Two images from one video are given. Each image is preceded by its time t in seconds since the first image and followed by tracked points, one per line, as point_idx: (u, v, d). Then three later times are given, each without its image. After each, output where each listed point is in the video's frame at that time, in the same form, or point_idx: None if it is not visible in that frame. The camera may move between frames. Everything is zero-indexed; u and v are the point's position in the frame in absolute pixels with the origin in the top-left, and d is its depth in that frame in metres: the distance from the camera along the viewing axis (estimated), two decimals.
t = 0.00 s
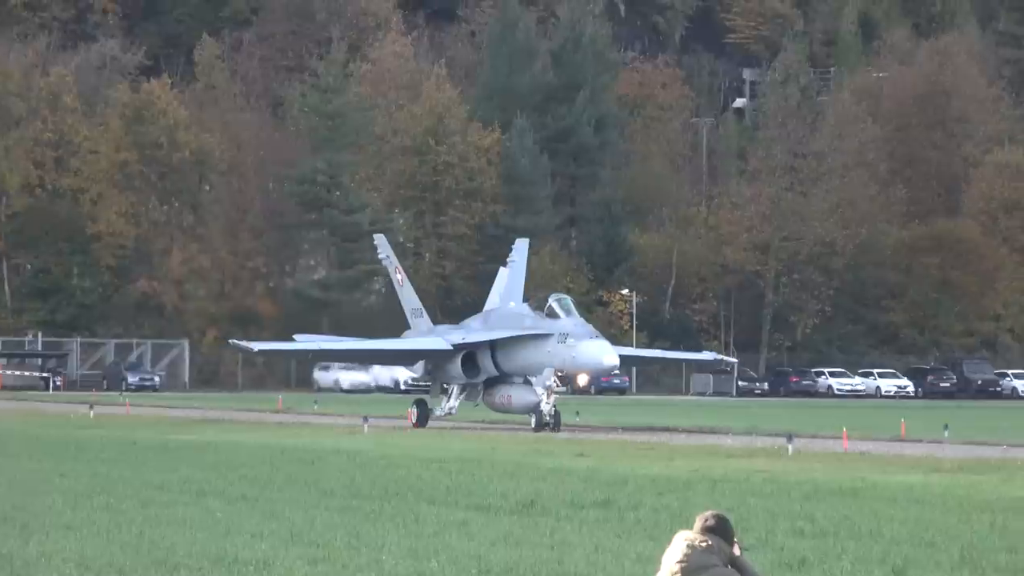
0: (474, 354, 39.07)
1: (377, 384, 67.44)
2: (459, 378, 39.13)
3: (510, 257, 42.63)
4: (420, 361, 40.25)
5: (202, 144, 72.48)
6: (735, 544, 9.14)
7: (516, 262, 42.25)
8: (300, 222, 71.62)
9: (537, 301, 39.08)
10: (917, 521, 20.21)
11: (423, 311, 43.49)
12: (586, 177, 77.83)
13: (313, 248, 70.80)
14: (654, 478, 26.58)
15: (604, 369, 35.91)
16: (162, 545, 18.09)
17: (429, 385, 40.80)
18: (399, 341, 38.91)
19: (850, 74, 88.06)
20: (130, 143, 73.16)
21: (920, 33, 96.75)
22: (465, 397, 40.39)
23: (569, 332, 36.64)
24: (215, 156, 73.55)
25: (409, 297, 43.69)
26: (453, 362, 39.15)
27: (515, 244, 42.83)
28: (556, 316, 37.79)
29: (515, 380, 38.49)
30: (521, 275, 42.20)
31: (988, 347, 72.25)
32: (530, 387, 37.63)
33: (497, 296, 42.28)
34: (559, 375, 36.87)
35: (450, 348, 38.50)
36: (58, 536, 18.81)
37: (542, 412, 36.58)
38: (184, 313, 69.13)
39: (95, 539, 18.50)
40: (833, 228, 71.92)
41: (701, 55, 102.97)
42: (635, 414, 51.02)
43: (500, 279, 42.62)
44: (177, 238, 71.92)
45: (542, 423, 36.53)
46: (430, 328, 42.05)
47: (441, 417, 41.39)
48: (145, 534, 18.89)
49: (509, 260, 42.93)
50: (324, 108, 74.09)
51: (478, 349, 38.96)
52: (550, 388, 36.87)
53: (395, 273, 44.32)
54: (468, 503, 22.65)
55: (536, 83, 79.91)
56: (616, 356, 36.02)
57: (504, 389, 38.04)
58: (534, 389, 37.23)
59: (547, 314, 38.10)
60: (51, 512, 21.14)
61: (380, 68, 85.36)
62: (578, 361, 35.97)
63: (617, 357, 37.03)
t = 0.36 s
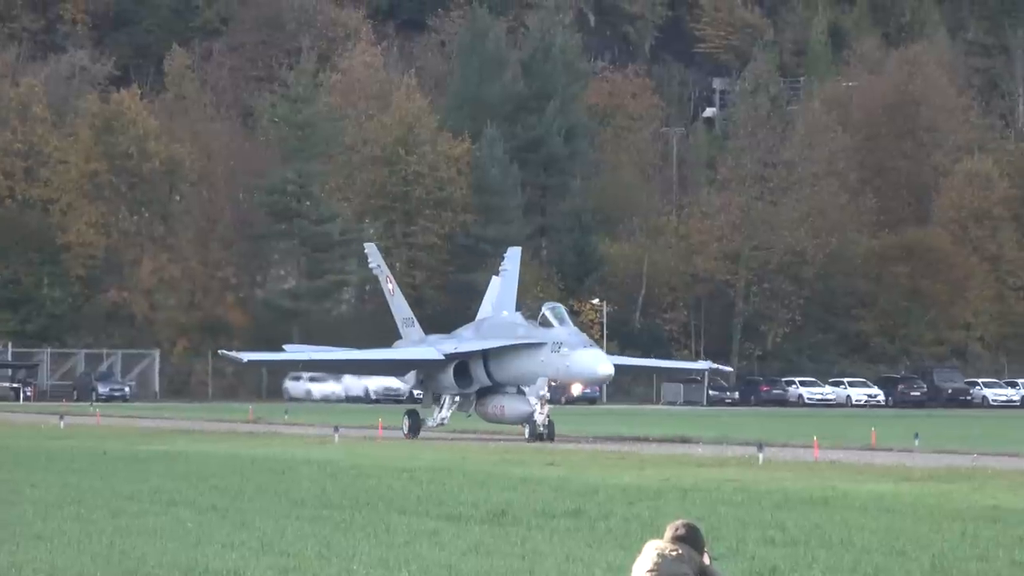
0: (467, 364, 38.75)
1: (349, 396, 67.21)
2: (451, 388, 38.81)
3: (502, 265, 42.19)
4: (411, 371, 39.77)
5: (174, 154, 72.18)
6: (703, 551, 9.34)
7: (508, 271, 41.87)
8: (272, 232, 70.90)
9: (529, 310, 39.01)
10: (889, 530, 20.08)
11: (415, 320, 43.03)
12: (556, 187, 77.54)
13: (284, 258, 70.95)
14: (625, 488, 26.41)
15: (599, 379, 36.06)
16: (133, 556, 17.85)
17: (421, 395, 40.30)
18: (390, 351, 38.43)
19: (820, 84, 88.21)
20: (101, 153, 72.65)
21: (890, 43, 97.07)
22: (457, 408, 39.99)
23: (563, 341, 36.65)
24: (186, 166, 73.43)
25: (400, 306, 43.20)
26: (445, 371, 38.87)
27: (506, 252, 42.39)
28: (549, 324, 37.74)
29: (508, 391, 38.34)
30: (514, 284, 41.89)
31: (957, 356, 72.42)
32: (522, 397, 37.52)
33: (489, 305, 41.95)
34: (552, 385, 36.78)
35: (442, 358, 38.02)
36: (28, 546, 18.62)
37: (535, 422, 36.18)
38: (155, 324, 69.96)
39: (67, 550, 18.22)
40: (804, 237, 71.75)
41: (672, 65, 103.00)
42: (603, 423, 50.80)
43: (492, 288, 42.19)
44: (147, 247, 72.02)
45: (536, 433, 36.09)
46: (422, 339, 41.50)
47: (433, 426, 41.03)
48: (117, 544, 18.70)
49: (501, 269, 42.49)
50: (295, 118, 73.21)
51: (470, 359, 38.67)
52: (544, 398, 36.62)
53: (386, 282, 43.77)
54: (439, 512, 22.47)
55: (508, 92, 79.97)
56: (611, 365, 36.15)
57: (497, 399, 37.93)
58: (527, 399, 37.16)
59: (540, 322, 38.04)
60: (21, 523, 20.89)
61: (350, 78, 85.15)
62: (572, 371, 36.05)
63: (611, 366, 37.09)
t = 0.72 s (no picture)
0: (460, 368, 38.62)
1: (320, 401, 66.86)
2: (444, 394, 38.73)
3: (496, 268, 42.09)
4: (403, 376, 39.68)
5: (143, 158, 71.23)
6: (673, 554, 9.37)
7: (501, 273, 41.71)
8: (242, 237, 70.64)
9: (523, 314, 38.80)
10: (860, 534, 19.96)
11: (407, 324, 42.92)
12: (526, 192, 77.72)
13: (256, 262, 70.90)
14: (595, 492, 26.29)
15: (595, 384, 35.48)
16: (101, 561, 17.56)
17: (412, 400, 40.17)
18: (382, 356, 38.43)
19: (790, 88, 88.41)
20: (71, 157, 71.92)
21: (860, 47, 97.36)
22: (450, 412, 39.89)
23: (557, 344, 36.25)
24: (156, 170, 72.56)
25: (393, 310, 43.11)
26: (437, 376, 38.77)
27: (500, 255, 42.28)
28: (544, 328, 37.43)
29: (502, 395, 38.06)
30: (506, 288, 41.81)
31: (927, 360, 72.38)
32: (516, 402, 37.22)
33: (483, 309, 41.78)
34: (546, 390, 36.57)
35: (434, 363, 38.00)
36: None
37: (529, 427, 35.90)
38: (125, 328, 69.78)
39: (36, 554, 18.01)
40: (775, 241, 72.02)
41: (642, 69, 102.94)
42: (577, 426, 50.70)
43: (485, 291, 42.08)
44: (117, 251, 71.15)
45: (530, 437, 35.82)
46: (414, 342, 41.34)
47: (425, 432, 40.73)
48: (86, 549, 18.48)
49: (494, 272, 42.39)
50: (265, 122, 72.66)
51: (463, 363, 38.54)
52: (538, 403, 36.46)
53: (378, 286, 43.58)
54: (410, 516, 22.28)
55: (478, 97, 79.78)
56: (606, 369, 35.60)
57: (489, 404, 37.56)
58: (521, 404, 36.74)
59: (535, 327, 37.77)
60: None
61: (320, 82, 84.95)
62: (567, 376, 35.54)
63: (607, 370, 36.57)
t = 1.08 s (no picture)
0: (452, 368, 38.28)
1: (290, 402, 66.51)
2: (436, 393, 38.37)
3: (488, 267, 41.83)
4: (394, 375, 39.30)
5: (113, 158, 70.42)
6: (640, 556, 9.41)
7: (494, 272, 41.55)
8: (212, 236, 70.64)
9: (516, 313, 38.44)
10: (829, 533, 19.88)
11: (398, 324, 42.56)
12: (495, 191, 77.65)
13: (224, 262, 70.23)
14: (565, 492, 26.08)
15: (589, 384, 35.66)
16: (71, 560, 17.38)
17: (403, 400, 39.94)
18: (375, 355, 38.02)
19: (759, 87, 88.48)
20: (40, 157, 70.98)
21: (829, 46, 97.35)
22: (443, 412, 39.65)
23: (552, 344, 36.23)
24: (126, 170, 71.75)
25: (384, 309, 42.83)
26: (430, 376, 38.39)
27: (492, 253, 42.07)
28: (537, 327, 37.22)
29: (495, 395, 37.77)
30: (499, 286, 41.52)
31: (897, 359, 72.38)
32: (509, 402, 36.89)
33: (475, 308, 41.48)
34: (540, 390, 36.34)
35: (426, 362, 37.60)
36: None
37: (524, 427, 35.68)
38: (94, 328, 69.22)
39: (4, 554, 17.82)
40: (744, 241, 72.14)
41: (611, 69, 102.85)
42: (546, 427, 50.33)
43: (477, 290, 41.74)
44: (86, 250, 70.50)
45: (524, 438, 35.61)
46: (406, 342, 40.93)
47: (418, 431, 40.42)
48: (56, 548, 18.25)
49: (486, 270, 42.14)
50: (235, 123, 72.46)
51: (456, 363, 38.18)
52: (532, 403, 36.15)
53: (369, 285, 43.41)
54: (379, 516, 22.11)
55: (447, 97, 79.22)
56: (602, 369, 35.77)
57: (482, 404, 37.26)
58: (515, 404, 36.44)
59: (527, 325, 37.52)
60: None
61: (290, 82, 84.61)
62: (562, 375, 35.63)
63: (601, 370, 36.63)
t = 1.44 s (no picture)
0: (447, 364, 38.22)
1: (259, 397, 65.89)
2: (430, 391, 38.30)
3: (481, 262, 41.68)
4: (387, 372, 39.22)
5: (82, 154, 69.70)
6: (612, 554, 9.28)
7: (487, 268, 41.37)
8: (183, 233, 70.09)
9: (511, 308, 38.43)
10: (800, 529, 19.81)
11: (391, 319, 42.38)
12: (466, 187, 77.53)
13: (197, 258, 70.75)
14: (535, 488, 25.96)
15: (586, 380, 35.35)
16: (43, 557, 17.20)
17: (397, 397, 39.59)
18: (369, 352, 37.97)
19: (729, 84, 88.49)
20: (10, 155, 70.67)
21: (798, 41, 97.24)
22: (437, 409, 39.22)
23: (548, 340, 36.07)
24: (96, 167, 70.97)
25: (377, 306, 42.61)
26: (423, 373, 38.33)
27: (485, 248, 41.90)
28: (533, 323, 37.16)
29: (490, 392, 37.64)
30: (493, 281, 41.41)
31: (868, 355, 72.17)
32: (505, 399, 36.74)
33: (469, 303, 41.53)
34: (536, 387, 36.15)
35: (420, 359, 37.55)
36: None
37: (519, 425, 35.73)
38: (64, 325, 68.95)
39: None
40: (715, 237, 72.32)
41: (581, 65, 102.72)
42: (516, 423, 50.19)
43: (471, 286, 41.58)
44: (56, 247, 69.86)
45: (519, 435, 35.59)
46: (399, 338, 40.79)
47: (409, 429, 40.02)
48: (26, 546, 18.03)
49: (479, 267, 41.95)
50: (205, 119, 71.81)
51: (450, 359, 38.14)
52: (528, 400, 36.00)
53: (361, 280, 43.29)
54: (350, 513, 21.94)
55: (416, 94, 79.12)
56: (598, 365, 35.38)
57: (478, 401, 37.21)
58: (511, 401, 36.26)
59: (524, 321, 37.47)
60: None
61: (260, 78, 84.12)
62: (559, 372, 35.42)
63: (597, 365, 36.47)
